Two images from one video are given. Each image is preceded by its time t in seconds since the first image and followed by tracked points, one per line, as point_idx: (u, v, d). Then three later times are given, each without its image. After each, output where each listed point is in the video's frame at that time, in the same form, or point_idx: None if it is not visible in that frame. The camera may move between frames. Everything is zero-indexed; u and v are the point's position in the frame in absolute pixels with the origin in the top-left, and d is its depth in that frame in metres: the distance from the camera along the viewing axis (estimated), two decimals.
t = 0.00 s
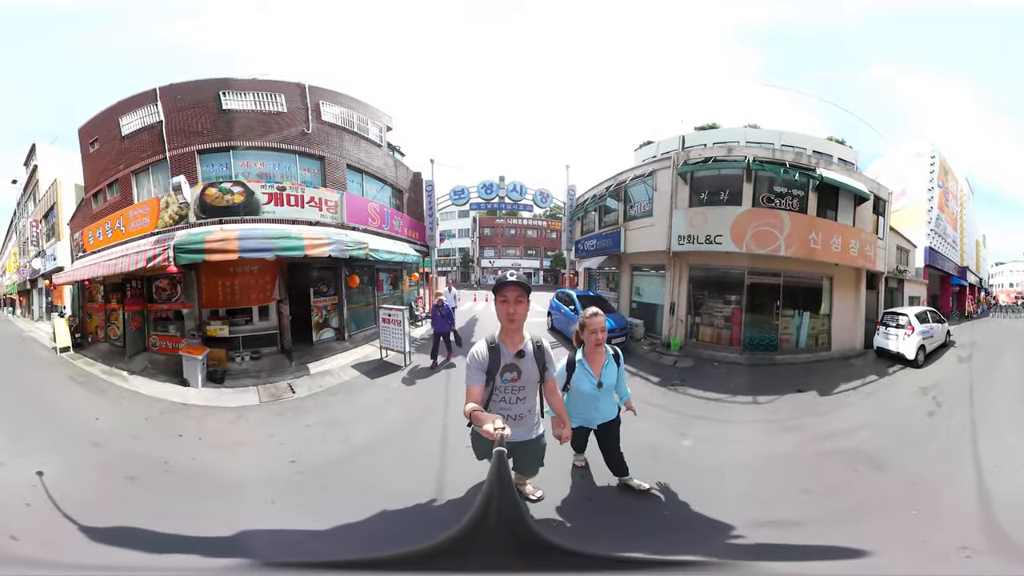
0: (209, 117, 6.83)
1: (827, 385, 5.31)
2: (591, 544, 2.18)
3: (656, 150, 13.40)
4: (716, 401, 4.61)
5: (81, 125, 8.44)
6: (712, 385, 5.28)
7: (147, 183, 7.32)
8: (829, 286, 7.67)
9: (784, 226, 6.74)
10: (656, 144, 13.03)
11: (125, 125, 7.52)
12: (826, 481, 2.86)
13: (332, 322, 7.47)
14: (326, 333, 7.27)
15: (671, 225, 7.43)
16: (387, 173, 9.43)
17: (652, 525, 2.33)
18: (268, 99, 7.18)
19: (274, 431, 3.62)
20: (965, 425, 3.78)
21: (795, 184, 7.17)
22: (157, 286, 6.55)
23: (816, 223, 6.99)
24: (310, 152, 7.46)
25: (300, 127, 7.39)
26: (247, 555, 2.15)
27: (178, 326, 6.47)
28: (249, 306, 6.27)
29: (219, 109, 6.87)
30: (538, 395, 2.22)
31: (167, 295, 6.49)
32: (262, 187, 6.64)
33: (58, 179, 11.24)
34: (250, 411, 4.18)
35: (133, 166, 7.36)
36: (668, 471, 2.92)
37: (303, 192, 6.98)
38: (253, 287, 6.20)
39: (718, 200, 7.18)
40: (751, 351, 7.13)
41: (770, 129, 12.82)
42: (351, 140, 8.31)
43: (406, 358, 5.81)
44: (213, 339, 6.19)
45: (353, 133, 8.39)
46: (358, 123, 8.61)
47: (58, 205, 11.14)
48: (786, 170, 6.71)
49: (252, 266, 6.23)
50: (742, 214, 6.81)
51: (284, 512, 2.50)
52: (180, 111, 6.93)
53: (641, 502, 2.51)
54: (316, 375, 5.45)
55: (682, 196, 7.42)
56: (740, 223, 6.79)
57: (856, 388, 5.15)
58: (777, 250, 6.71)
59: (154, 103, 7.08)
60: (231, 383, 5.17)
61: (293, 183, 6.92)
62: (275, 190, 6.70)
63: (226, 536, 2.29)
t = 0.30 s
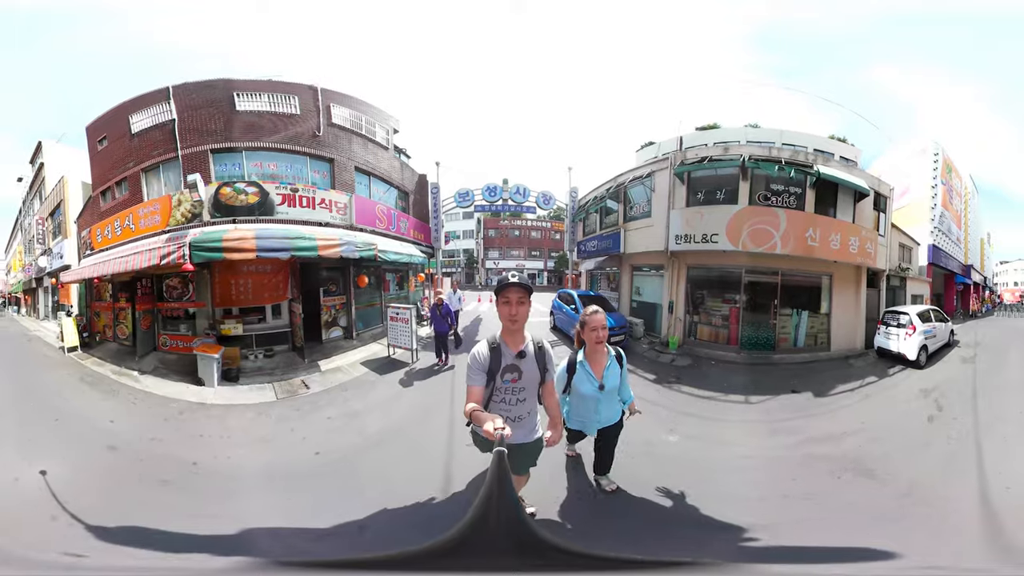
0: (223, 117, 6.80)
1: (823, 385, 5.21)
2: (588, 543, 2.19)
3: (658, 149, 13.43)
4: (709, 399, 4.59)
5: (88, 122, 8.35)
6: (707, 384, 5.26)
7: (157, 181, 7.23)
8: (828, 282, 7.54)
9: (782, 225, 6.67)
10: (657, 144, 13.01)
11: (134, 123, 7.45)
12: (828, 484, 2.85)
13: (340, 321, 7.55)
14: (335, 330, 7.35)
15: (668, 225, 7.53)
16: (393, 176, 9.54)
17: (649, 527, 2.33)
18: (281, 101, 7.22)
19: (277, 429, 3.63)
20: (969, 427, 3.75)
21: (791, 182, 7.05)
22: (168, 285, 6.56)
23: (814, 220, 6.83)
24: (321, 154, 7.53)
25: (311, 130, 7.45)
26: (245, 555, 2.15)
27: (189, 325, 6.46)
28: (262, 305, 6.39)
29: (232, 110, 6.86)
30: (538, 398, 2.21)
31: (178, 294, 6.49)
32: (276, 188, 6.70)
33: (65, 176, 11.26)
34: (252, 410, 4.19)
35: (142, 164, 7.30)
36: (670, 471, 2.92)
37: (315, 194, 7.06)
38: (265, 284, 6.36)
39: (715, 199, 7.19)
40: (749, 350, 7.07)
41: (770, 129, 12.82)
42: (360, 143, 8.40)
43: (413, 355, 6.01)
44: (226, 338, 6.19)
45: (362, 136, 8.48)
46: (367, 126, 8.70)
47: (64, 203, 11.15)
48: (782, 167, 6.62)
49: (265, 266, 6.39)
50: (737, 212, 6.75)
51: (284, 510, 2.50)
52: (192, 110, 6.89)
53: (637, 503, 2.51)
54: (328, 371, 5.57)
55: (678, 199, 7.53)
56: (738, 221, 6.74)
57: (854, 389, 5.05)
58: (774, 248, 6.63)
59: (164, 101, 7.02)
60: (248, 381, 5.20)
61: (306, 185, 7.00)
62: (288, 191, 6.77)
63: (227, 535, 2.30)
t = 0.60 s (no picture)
0: (237, 117, 6.81)
1: (815, 392, 5.04)
2: (582, 541, 2.23)
3: (658, 152, 13.28)
4: (696, 400, 4.67)
5: (92, 120, 8.16)
6: (700, 385, 5.30)
7: (165, 178, 7.09)
8: (824, 284, 7.33)
9: (774, 226, 6.64)
10: (657, 148, 13.07)
11: (141, 119, 7.29)
12: (827, 487, 2.84)
13: (347, 318, 7.70)
14: (342, 328, 7.52)
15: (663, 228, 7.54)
16: (398, 176, 9.62)
17: (641, 524, 2.39)
18: (293, 101, 7.29)
19: (277, 427, 3.66)
20: (970, 433, 3.72)
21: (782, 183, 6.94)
22: (178, 283, 6.46)
23: (808, 220, 6.73)
24: (329, 154, 7.62)
25: (320, 131, 7.53)
26: (243, 552, 2.17)
27: (199, 324, 6.35)
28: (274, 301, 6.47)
29: (244, 109, 6.89)
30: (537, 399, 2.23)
31: (188, 292, 6.38)
32: (289, 188, 6.73)
33: (70, 174, 11.27)
34: (252, 406, 4.22)
35: (150, 160, 7.14)
36: (667, 474, 2.94)
37: (325, 195, 7.13)
38: (278, 282, 6.47)
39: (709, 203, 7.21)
40: (742, 353, 7.00)
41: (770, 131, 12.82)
42: (367, 144, 8.49)
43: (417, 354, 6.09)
44: (239, 334, 6.25)
45: (370, 138, 8.60)
46: (373, 127, 8.78)
47: (68, 200, 11.17)
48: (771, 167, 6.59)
49: (276, 264, 6.46)
50: (732, 213, 6.76)
51: (283, 508, 2.51)
52: (202, 107, 6.84)
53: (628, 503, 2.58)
54: (336, 367, 5.73)
55: (673, 202, 7.59)
56: (731, 222, 6.74)
57: (845, 397, 4.86)
58: (765, 250, 6.60)
59: (173, 98, 6.90)
60: (263, 378, 5.22)
61: (316, 186, 7.07)
62: (299, 192, 6.82)
63: (225, 532, 2.31)
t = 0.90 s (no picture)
0: (245, 114, 6.83)
1: (807, 395, 4.89)
2: (582, 541, 2.23)
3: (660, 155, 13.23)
4: (686, 399, 4.74)
5: (96, 117, 8.12)
6: (692, 385, 5.37)
7: (172, 176, 7.06)
8: (822, 285, 7.16)
9: (768, 226, 6.52)
10: (658, 149, 13.08)
11: (146, 116, 7.24)
12: (824, 490, 2.82)
13: (353, 316, 7.87)
14: (348, 326, 7.67)
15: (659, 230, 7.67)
16: (403, 177, 9.68)
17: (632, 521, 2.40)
18: (303, 101, 7.33)
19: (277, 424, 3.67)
20: (972, 437, 3.68)
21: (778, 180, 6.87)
22: (186, 281, 6.49)
23: (803, 220, 6.58)
24: (336, 154, 7.68)
25: (328, 131, 7.58)
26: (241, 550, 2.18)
27: (210, 322, 6.40)
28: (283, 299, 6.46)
29: (255, 107, 6.92)
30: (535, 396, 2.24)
31: (199, 289, 6.41)
32: (299, 187, 6.77)
33: (74, 171, 11.29)
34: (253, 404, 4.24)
35: (156, 157, 7.10)
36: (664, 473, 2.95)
37: (333, 194, 7.19)
38: (289, 280, 6.46)
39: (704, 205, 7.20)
40: (736, 354, 6.95)
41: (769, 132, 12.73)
42: (374, 145, 8.55)
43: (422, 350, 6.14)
44: (251, 332, 6.30)
45: (377, 139, 8.66)
46: (379, 127, 8.82)
47: (72, 198, 11.21)
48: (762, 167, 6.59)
49: (286, 262, 6.42)
50: (726, 214, 6.74)
51: (281, 505, 2.53)
52: (211, 104, 6.83)
53: (622, 502, 2.56)
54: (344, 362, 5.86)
55: (670, 204, 7.68)
56: (726, 223, 6.73)
57: (839, 401, 4.69)
58: (760, 251, 6.49)
59: (181, 95, 6.86)
60: (275, 376, 5.25)
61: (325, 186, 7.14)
62: (309, 191, 6.86)
63: (223, 530, 2.33)
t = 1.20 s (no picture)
0: (258, 115, 6.87)
1: (799, 395, 4.82)
2: (583, 541, 2.23)
3: (660, 155, 13.21)
4: (678, 394, 4.80)
5: (104, 115, 8.13)
6: (687, 380, 5.44)
7: (180, 174, 7.05)
8: (818, 283, 7.06)
9: (761, 224, 6.49)
10: (657, 149, 13.02)
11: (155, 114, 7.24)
12: (821, 490, 2.81)
13: (360, 316, 7.95)
14: (355, 325, 7.75)
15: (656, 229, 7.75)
16: (408, 179, 9.84)
17: (636, 520, 2.40)
18: (315, 103, 7.44)
19: (276, 423, 3.70)
20: (973, 438, 3.65)
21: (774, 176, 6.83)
22: (197, 280, 6.51)
23: (797, 216, 6.51)
24: (344, 157, 7.79)
25: (337, 134, 7.70)
26: (237, 550, 2.19)
27: (220, 322, 6.40)
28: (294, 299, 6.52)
29: (268, 108, 6.97)
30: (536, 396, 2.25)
31: (211, 289, 6.44)
32: (310, 189, 6.89)
33: (78, 169, 11.36)
34: (254, 404, 4.27)
35: (165, 155, 7.09)
36: (661, 471, 2.96)
37: (342, 197, 7.34)
38: (300, 280, 6.53)
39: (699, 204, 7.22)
40: (732, 352, 6.92)
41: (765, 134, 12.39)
42: (379, 148, 8.67)
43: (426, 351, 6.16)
44: (264, 331, 6.32)
45: (383, 142, 8.78)
46: (385, 130, 9.01)
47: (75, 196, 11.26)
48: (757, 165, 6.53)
49: (297, 262, 6.49)
50: (720, 213, 6.74)
51: (278, 505, 2.55)
52: (224, 103, 6.82)
53: (621, 500, 2.57)
54: (353, 361, 5.97)
55: (667, 203, 7.73)
56: (721, 220, 6.72)
57: (830, 401, 4.60)
58: (752, 249, 6.46)
59: (193, 94, 6.86)
60: (289, 374, 5.35)
61: (333, 188, 7.28)
62: (319, 193, 7.00)
63: (221, 530, 2.34)
